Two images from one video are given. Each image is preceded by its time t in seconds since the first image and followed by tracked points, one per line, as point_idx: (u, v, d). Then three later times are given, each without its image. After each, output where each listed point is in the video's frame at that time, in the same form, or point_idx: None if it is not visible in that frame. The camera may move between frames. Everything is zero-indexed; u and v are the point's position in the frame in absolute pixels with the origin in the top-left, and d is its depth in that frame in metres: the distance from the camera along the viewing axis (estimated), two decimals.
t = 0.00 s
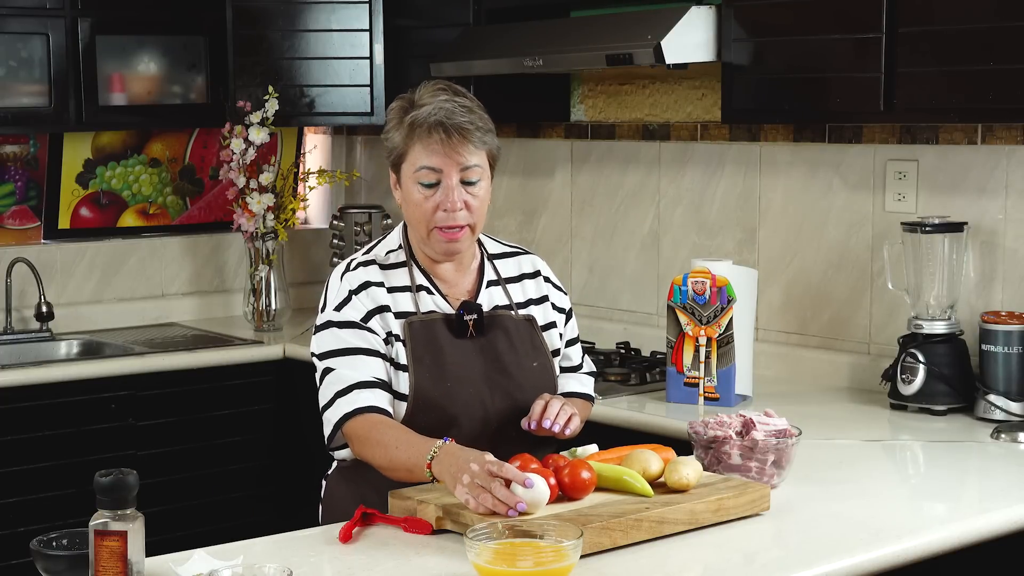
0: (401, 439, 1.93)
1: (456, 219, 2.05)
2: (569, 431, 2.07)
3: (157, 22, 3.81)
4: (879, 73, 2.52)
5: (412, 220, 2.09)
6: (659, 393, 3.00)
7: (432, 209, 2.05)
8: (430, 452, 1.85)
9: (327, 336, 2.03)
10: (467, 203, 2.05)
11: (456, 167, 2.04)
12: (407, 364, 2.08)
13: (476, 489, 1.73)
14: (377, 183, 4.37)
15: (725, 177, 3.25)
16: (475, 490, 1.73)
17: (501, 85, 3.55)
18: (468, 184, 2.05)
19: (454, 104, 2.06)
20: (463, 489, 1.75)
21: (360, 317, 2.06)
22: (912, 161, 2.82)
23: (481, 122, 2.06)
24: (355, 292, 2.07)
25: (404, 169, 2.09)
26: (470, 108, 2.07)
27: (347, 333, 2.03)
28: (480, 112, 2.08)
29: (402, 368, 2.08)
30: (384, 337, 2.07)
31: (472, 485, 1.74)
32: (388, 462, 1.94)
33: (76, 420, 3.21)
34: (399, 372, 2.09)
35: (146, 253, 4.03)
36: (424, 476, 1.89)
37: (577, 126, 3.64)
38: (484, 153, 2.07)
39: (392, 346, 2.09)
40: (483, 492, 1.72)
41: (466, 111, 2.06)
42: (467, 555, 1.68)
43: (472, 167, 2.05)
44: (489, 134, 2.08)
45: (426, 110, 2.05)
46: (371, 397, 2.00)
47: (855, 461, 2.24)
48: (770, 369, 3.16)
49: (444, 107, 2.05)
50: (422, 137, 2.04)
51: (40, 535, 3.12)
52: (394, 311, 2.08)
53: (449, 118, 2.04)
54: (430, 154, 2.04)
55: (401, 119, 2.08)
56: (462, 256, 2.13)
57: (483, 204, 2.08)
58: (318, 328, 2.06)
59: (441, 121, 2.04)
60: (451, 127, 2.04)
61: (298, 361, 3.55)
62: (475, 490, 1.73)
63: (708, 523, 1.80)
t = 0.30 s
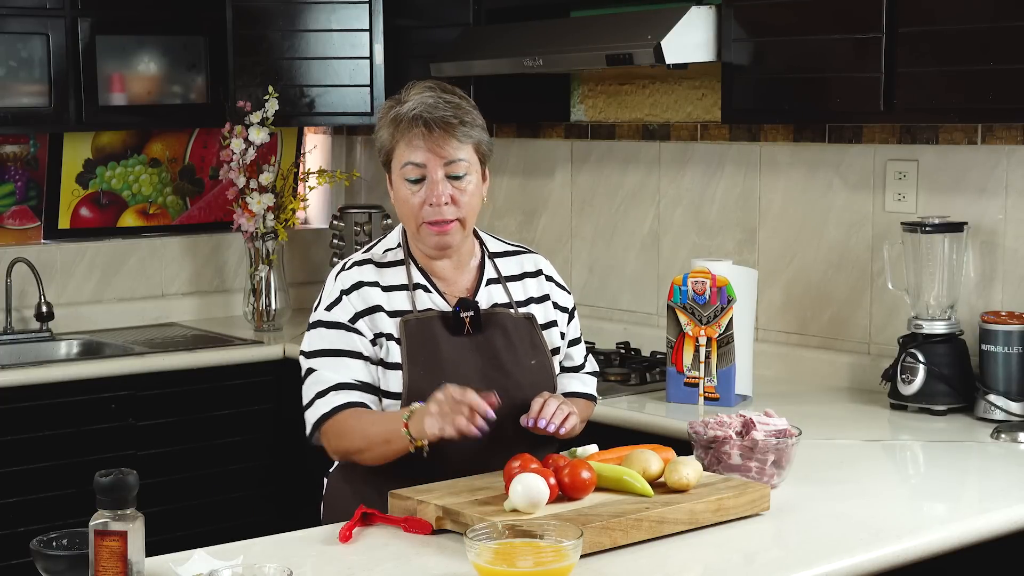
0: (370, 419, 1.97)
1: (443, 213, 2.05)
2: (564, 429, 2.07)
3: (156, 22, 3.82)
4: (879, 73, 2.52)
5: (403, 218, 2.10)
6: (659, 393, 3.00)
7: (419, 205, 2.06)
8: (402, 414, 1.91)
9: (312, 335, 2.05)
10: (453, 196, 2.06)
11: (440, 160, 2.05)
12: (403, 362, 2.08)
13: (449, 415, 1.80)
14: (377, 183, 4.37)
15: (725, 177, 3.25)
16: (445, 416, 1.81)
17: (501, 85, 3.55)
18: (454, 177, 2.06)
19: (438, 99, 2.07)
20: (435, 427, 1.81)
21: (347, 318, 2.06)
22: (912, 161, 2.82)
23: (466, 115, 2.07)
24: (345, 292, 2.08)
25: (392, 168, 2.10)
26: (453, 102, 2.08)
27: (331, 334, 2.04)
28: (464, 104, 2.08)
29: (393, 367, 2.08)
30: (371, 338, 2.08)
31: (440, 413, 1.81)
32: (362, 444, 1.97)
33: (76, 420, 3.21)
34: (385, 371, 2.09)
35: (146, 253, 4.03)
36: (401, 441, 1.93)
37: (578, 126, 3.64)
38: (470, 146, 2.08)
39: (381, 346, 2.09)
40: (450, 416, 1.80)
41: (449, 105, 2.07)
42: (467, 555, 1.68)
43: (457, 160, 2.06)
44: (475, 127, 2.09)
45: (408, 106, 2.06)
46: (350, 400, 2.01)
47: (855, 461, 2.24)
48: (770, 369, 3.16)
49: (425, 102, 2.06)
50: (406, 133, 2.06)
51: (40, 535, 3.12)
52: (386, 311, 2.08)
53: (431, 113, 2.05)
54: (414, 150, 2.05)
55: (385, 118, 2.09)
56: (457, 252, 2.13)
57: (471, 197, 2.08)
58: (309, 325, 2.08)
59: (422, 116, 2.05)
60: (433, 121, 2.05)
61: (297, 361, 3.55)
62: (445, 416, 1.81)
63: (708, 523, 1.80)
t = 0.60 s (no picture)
0: (353, 427, 2.06)
1: (448, 216, 2.05)
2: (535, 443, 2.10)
3: (156, 22, 3.82)
4: (879, 73, 2.52)
5: (406, 221, 2.09)
6: (659, 393, 3.00)
7: (424, 208, 2.05)
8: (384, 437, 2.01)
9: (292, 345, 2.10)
10: (458, 200, 2.06)
11: (445, 164, 2.04)
12: (392, 364, 2.10)
13: (438, 447, 1.90)
14: (377, 183, 4.37)
15: (725, 177, 3.25)
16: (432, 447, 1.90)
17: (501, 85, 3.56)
18: (458, 181, 2.06)
19: (441, 102, 2.07)
20: (428, 459, 1.91)
21: (323, 324, 2.09)
22: (912, 161, 2.82)
23: (469, 119, 2.07)
24: (329, 297, 2.09)
25: (394, 171, 2.09)
26: (457, 106, 2.08)
27: (306, 338, 2.09)
28: (467, 108, 2.08)
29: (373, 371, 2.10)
30: (346, 346, 2.09)
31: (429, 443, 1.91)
32: (343, 453, 2.06)
33: (76, 420, 3.21)
34: (363, 376, 2.11)
35: (146, 253, 4.03)
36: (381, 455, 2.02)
37: (577, 126, 3.64)
38: (474, 150, 2.08)
39: (358, 352, 2.10)
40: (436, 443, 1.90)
41: (453, 109, 2.07)
42: (467, 555, 1.68)
43: (461, 164, 2.06)
44: (478, 131, 2.09)
45: (413, 109, 2.06)
46: (316, 420, 2.08)
47: (855, 461, 2.24)
48: (770, 369, 3.16)
49: (430, 106, 2.05)
50: (410, 137, 2.05)
51: (40, 535, 3.12)
52: (366, 318, 2.09)
53: (436, 117, 2.05)
54: (419, 154, 2.05)
55: (388, 120, 2.09)
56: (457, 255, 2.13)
57: (474, 200, 2.08)
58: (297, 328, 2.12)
59: (427, 120, 2.04)
60: (438, 125, 2.04)
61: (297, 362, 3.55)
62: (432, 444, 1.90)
63: (708, 523, 1.80)
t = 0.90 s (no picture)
0: (344, 429, 2.07)
1: (447, 215, 2.05)
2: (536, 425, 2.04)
3: (157, 22, 3.82)
4: (879, 73, 2.52)
5: (404, 219, 2.09)
6: (659, 393, 3.00)
7: (423, 206, 2.05)
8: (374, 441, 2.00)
9: (287, 342, 2.11)
10: (458, 199, 2.05)
11: (446, 163, 2.04)
12: (384, 364, 2.10)
13: (426, 452, 1.89)
14: (377, 183, 4.37)
15: (725, 177, 3.25)
16: (417, 452, 1.90)
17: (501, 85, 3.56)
18: (458, 180, 2.06)
19: (442, 102, 2.07)
20: (416, 465, 1.90)
21: (315, 323, 2.10)
22: (912, 161, 2.82)
23: (470, 119, 2.08)
24: (322, 296, 2.11)
25: (393, 169, 2.09)
26: (458, 106, 2.08)
27: (299, 337, 2.10)
28: (468, 109, 2.09)
29: (365, 370, 2.11)
30: (337, 344, 2.10)
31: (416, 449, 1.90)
32: (329, 451, 2.06)
33: (76, 420, 3.21)
34: (355, 375, 2.12)
35: (146, 253, 4.03)
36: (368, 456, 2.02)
37: (578, 126, 3.64)
38: (473, 150, 2.08)
39: (349, 351, 2.11)
40: (423, 448, 1.89)
41: (453, 109, 2.07)
42: (467, 555, 1.68)
43: (462, 162, 2.06)
44: (478, 132, 2.09)
45: (415, 108, 2.06)
46: (309, 418, 2.09)
47: (855, 461, 2.24)
48: (769, 369, 3.16)
49: (432, 105, 2.06)
50: (411, 134, 2.05)
51: (40, 535, 3.12)
52: (358, 316, 2.10)
53: (437, 115, 2.05)
54: (419, 151, 2.05)
55: (389, 118, 2.09)
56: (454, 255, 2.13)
57: (473, 200, 2.08)
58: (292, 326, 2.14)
59: (429, 118, 2.05)
60: (440, 124, 2.05)
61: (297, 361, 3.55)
62: (419, 449, 1.89)
63: (708, 523, 1.80)
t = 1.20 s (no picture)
0: (326, 432, 2.11)
1: (438, 208, 2.04)
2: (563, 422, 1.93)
3: (157, 22, 3.82)
4: (879, 73, 2.52)
5: (394, 214, 2.09)
6: (659, 393, 3.00)
7: (415, 198, 2.05)
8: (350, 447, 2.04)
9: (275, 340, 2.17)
10: (449, 193, 2.05)
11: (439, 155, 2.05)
12: (361, 365, 2.12)
13: (393, 465, 1.94)
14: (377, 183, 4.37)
15: (725, 177, 3.25)
16: (386, 465, 1.94)
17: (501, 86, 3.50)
18: (449, 174, 2.05)
19: (436, 96, 2.08)
20: (384, 475, 1.95)
21: (300, 323, 2.15)
22: (912, 161, 2.82)
23: (463, 114, 2.08)
24: (307, 296, 2.15)
25: (385, 162, 2.09)
26: (452, 101, 2.09)
27: (286, 336, 2.15)
28: (462, 105, 2.09)
29: (343, 371, 2.14)
30: (318, 345, 2.14)
31: (384, 463, 1.94)
32: (312, 453, 2.11)
33: (76, 420, 3.21)
34: (335, 376, 2.15)
35: (146, 253, 4.03)
36: (342, 463, 2.06)
37: (577, 126, 3.64)
38: (466, 146, 2.08)
39: (330, 352, 2.14)
40: (392, 461, 1.94)
41: (448, 103, 2.08)
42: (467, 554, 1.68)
43: (454, 156, 2.06)
44: (472, 128, 2.10)
45: (409, 100, 2.07)
46: (290, 418, 2.13)
47: (855, 461, 2.24)
48: (769, 369, 3.16)
49: (427, 98, 2.07)
50: (405, 126, 2.05)
51: (40, 535, 3.12)
52: (339, 317, 2.13)
53: (431, 108, 2.06)
54: (412, 143, 2.05)
55: (382, 111, 2.09)
56: (442, 253, 2.12)
57: (464, 196, 2.08)
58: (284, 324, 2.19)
59: (423, 110, 2.05)
60: (434, 116, 2.05)
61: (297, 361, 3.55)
62: (387, 463, 1.94)
63: (708, 523, 1.80)
